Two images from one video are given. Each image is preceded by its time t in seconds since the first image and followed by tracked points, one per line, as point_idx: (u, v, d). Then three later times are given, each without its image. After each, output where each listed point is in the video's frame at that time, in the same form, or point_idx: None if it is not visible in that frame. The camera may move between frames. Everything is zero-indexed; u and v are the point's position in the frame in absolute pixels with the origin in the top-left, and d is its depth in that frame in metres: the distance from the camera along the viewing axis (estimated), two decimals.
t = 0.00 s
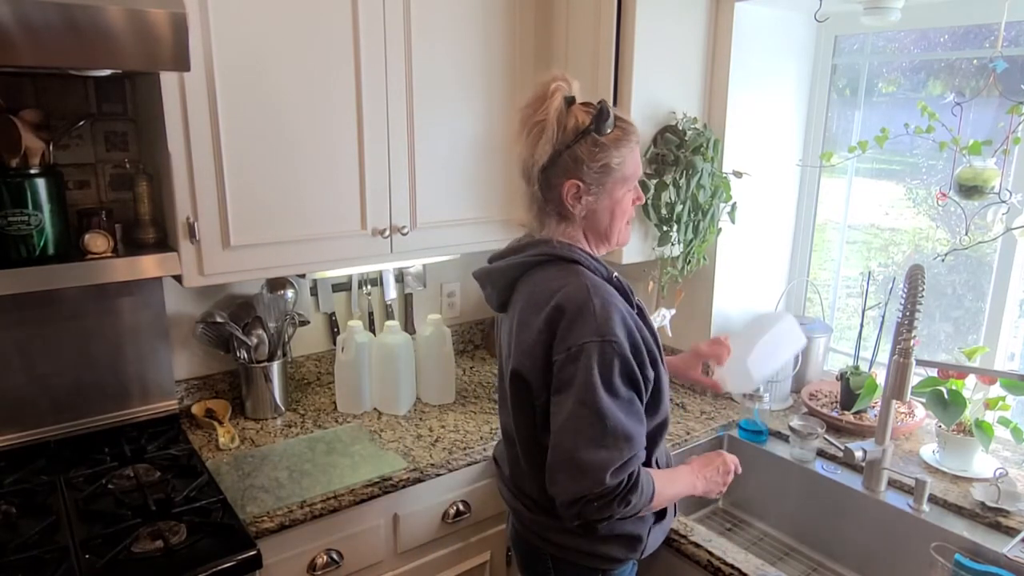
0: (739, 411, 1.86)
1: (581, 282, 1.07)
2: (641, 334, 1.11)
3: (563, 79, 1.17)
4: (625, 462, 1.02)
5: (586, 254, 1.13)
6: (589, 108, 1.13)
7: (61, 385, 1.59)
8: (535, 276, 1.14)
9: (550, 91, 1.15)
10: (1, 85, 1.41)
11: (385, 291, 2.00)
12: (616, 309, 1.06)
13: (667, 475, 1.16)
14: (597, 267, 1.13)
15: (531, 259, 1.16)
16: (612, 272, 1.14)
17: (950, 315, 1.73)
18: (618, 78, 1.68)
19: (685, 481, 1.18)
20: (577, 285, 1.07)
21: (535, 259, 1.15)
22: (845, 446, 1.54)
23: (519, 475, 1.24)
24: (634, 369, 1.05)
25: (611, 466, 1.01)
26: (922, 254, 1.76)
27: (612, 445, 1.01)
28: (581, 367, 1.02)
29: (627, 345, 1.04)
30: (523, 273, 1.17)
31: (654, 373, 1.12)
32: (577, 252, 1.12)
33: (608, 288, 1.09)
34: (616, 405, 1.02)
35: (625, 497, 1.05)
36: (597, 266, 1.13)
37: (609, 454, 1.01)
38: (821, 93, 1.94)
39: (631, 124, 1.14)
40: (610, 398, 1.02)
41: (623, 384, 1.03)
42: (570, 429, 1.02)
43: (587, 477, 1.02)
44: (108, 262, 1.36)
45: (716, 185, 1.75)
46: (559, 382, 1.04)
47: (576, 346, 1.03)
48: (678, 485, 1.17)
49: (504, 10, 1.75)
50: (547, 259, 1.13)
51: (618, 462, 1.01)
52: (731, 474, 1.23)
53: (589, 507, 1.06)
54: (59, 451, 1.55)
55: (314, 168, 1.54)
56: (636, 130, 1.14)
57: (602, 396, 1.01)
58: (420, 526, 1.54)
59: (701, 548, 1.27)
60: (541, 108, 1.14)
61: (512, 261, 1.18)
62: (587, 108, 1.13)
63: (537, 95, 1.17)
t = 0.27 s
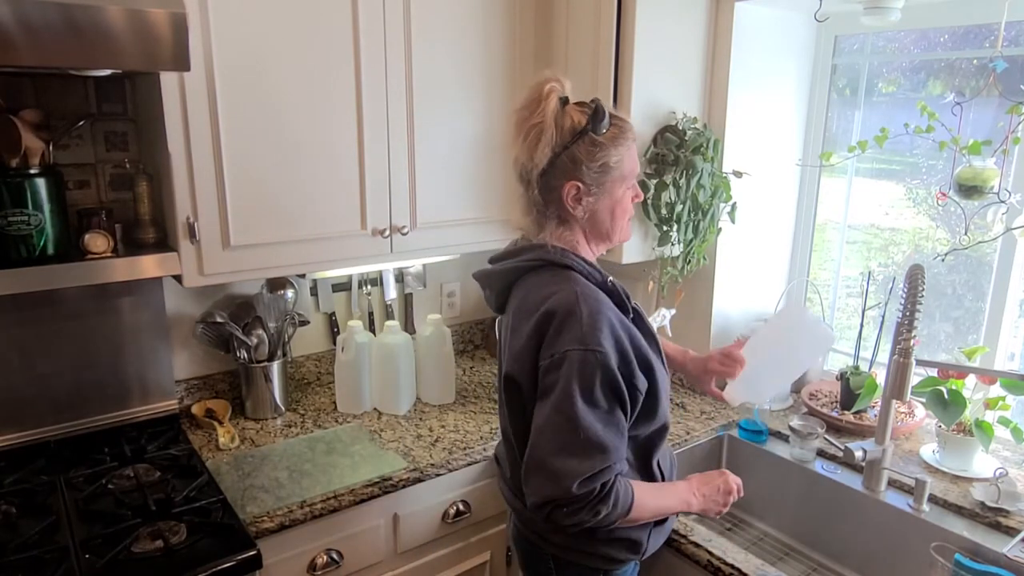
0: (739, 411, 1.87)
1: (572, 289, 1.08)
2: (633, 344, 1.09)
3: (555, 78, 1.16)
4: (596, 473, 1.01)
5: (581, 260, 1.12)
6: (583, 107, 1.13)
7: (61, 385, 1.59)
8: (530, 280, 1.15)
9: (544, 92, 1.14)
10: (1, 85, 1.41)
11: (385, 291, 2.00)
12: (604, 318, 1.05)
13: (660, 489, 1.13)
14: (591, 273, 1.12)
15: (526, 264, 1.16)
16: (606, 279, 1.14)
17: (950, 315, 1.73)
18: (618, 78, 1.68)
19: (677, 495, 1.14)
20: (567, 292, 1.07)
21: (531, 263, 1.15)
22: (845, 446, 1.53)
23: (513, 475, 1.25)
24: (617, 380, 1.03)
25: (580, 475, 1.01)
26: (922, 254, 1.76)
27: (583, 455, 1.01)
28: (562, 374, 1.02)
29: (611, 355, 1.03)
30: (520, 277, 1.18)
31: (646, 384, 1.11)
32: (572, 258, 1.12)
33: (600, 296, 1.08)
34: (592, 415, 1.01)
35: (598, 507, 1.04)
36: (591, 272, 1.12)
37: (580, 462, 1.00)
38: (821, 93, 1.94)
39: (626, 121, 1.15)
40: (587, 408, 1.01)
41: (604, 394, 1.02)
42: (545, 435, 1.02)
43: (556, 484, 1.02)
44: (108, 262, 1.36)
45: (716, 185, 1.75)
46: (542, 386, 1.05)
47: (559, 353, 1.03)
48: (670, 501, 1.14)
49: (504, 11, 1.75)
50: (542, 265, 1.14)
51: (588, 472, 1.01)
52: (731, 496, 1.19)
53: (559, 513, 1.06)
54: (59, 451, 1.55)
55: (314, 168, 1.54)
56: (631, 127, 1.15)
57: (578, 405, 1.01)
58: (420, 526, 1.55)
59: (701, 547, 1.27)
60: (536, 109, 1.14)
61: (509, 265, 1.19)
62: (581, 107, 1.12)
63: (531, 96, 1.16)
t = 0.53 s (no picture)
0: (739, 411, 1.87)
1: (564, 291, 1.08)
2: (624, 348, 1.09)
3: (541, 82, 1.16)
4: (577, 474, 1.01)
5: (574, 261, 1.13)
6: (572, 109, 1.13)
7: (61, 385, 1.59)
8: (524, 281, 1.16)
9: (531, 98, 1.14)
10: (1, 85, 1.41)
11: (385, 291, 2.00)
12: (593, 321, 1.05)
13: (649, 493, 1.10)
14: (585, 275, 1.12)
15: (521, 265, 1.17)
16: (601, 279, 1.13)
17: (950, 315, 1.73)
18: (618, 78, 1.68)
19: (668, 499, 1.11)
20: (558, 294, 1.08)
21: (526, 264, 1.16)
22: (845, 446, 1.53)
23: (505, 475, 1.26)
24: (604, 384, 1.03)
25: (561, 477, 1.01)
26: (922, 254, 1.76)
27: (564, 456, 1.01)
28: (547, 376, 1.02)
29: (598, 358, 1.03)
30: (516, 276, 1.19)
31: (637, 388, 1.10)
32: (566, 259, 1.13)
33: (591, 299, 1.08)
34: (576, 417, 1.01)
35: (580, 509, 1.03)
36: (585, 273, 1.13)
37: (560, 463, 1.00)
38: (821, 93, 1.94)
39: (618, 119, 1.15)
40: (570, 410, 1.01)
41: (589, 397, 1.02)
42: (528, 435, 1.03)
43: (538, 485, 1.02)
44: (108, 262, 1.36)
45: (716, 185, 1.75)
46: (529, 387, 1.06)
47: (546, 354, 1.04)
48: (660, 505, 1.10)
49: (504, 11, 1.75)
50: (537, 265, 1.15)
51: (570, 473, 1.01)
52: (732, 502, 1.13)
53: (541, 512, 1.05)
54: (58, 451, 1.54)
55: (314, 168, 1.54)
56: (624, 125, 1.15)
57: (561, 407, 1.01)
58: (420, 526, 1.54)
59: (701, 547, 1.27)
60: (525, 116, 1.14)
61: (505, 265, 1.20)
62: (570, 109, 1.12)
63: (518, 103, 1.16)
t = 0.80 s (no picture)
0: (739, 411, 1.87)
1: (557, 291, 1.08)
2: (618, 347, 1.09)
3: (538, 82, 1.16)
4: (569, 473, 1.01)
5: (569, 261, 1.13)
6: (566, 109, 1.13)
7: (61, 385, 1.59)
8: (518, 280, 1.16)
9: (525, 98, 1.15)
10: (1, 85, 1.41)
11: (385, 291, 2.00)
12: (585, 320, 1.06)
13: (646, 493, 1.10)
14: (579, 274, 1.12)
15: (515, 265, 1.18)
16: (596, 278, 1.13)
17: (950, 315, 1.73)
18: (618, 78, 1.68)
19: (666, 500, 1.11)
20: (552, 293, 1.08)
21: (519, 264, 1.17)
22: (845, 446, 1.53)
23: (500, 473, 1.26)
24: (596, 383, 1.03)
25: (553, 475, 1.01)
26: (922, 254, 1.76)
27: (556, 455, 1.01)
28: (539, 375, 1.03)
29: (590, 357, 1.03)
30: (510, 277, 1.19)
31: (631, 387, 1.10)
32: (559, 259, 1.13)
33: (584, 298, 1.09)
34: (568, 416, 1.02)
35: (572, 508, 1.03)
36: (580, 272, 1.13)
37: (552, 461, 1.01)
38: (821, 93, 1.94)
39: (613, 119, 1.14)
40: (562, 409, 1.01)
41: (581, 396, 1.02)
42: (521, 434, 1.03)
43: (530, 483, 1.02)
44: (108, 262, 1.36)
45: (716, 185, 1.75)
46: (522, 386, 1.06)
47: (539, 354, 1.04)
48: (657, 506, 1.10)
49: (504, 11, 1.75)
50: (530, 265, 1.15)
51: (562, 472, 1.01)
52: (731, 502, 1.14)
53: (534, 509, 1.05)
54: (58, 451, 1.54)
55: (313, 168, 1.54)
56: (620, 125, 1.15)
57: (553, 406, 1.01)
58: (420, 526, 1.54)
59: (701, 548, 1.27)
60: (521, 116, 1.14)
61: (499, 265, 1.21)
62: (565, 109, 1.13)
63: (515, 103, 1.16)
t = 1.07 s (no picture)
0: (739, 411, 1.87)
1: (548, 293, 1.09)
2: (608, 350, 1.09)
3: (529, 84, 1.17)
4: (551, 474, 1.02)
5: (563, 263, 1.13)
6: (559, 111, 1.13)
7: (61, 385, 1.59)
8: (514, 281, 1.17)
9: (517, 100, 1.15)
10: (1, 85, 1.41)
11: (385, 291, 2.00)
12: (574, 323, 1.06)
13: (635, 496, 1.10)
14: (573, 276, 1.12)
15: (511, 265, 1.18)
16: (590, 281, 1.13)
17: (950, 315, 1.73)
18: (618, 78, 1.68)
19: (655, 502, 1.11)
20: (542, 295, 1.08)
21: (515, 264, 1.17)
22: (845, 446, 1.53)
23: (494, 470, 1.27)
24: (582, 386, 1.03)
25: (534, 475, 1.02)
26: (922, 254, 1.76)
27: (539, 455, 1.02)
28: (525, 376, 1.04)
29: (577, 361, 1.04)
30: (506, 277, 1.20)
31: (622, 391, 1.10)
32: (553, 260, 1.13)
33: (575, 301, 1.09)
34: (552, 418, 1.02)
35: (554, 508, 1.04)
36: (574, 275, 1.12)
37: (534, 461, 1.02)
38: (821, 93, 1.93)
39: (607, 119, 1.14)
40: (547, 411, 1.02)
41: (567, 398, 1.03)
42: (506, 433, 1.04)
43: (513, 481, 1.03)
44: (108, 262, 1.36)
45: (716, 185, 1.75)
46: (510, 386, 1.07)
47: (526, 355, 1.05)
48: (647, 508, 1.10)
49: (503, 11, 1.75)
50: (525, 266, 1.16)
51: (543, 472, 1.01)
52: (723, 506, 1.14)
53: (518, 507, 1.06)
54: (58, 451, 1.54)
55: (312, 169, 1.54)
56: (614, 125, 1.15)
57: (537, 407, 1.02)
58: (420, 526, 1.54)
59: (701, 548, 1.27)
60: (512, 116, 1.15)
61: (496, 265, 1.21)
62: (557, 110, 1.13)
63: (506, 105, 1.17)
